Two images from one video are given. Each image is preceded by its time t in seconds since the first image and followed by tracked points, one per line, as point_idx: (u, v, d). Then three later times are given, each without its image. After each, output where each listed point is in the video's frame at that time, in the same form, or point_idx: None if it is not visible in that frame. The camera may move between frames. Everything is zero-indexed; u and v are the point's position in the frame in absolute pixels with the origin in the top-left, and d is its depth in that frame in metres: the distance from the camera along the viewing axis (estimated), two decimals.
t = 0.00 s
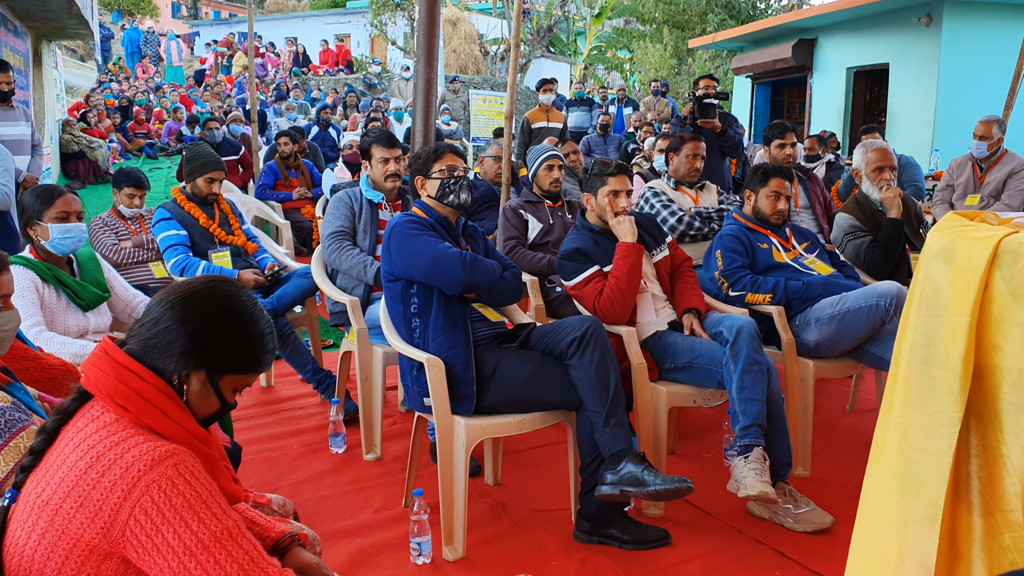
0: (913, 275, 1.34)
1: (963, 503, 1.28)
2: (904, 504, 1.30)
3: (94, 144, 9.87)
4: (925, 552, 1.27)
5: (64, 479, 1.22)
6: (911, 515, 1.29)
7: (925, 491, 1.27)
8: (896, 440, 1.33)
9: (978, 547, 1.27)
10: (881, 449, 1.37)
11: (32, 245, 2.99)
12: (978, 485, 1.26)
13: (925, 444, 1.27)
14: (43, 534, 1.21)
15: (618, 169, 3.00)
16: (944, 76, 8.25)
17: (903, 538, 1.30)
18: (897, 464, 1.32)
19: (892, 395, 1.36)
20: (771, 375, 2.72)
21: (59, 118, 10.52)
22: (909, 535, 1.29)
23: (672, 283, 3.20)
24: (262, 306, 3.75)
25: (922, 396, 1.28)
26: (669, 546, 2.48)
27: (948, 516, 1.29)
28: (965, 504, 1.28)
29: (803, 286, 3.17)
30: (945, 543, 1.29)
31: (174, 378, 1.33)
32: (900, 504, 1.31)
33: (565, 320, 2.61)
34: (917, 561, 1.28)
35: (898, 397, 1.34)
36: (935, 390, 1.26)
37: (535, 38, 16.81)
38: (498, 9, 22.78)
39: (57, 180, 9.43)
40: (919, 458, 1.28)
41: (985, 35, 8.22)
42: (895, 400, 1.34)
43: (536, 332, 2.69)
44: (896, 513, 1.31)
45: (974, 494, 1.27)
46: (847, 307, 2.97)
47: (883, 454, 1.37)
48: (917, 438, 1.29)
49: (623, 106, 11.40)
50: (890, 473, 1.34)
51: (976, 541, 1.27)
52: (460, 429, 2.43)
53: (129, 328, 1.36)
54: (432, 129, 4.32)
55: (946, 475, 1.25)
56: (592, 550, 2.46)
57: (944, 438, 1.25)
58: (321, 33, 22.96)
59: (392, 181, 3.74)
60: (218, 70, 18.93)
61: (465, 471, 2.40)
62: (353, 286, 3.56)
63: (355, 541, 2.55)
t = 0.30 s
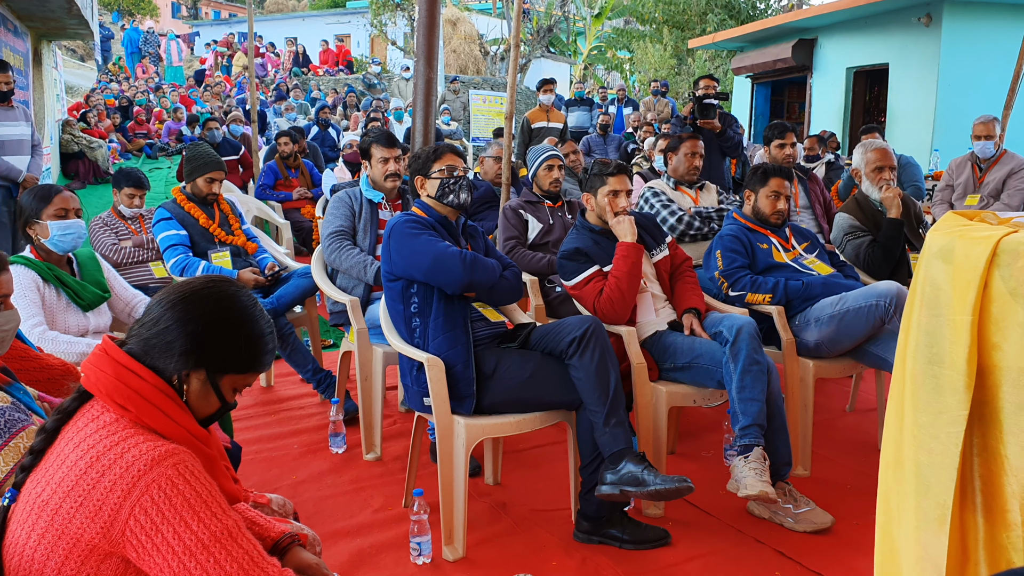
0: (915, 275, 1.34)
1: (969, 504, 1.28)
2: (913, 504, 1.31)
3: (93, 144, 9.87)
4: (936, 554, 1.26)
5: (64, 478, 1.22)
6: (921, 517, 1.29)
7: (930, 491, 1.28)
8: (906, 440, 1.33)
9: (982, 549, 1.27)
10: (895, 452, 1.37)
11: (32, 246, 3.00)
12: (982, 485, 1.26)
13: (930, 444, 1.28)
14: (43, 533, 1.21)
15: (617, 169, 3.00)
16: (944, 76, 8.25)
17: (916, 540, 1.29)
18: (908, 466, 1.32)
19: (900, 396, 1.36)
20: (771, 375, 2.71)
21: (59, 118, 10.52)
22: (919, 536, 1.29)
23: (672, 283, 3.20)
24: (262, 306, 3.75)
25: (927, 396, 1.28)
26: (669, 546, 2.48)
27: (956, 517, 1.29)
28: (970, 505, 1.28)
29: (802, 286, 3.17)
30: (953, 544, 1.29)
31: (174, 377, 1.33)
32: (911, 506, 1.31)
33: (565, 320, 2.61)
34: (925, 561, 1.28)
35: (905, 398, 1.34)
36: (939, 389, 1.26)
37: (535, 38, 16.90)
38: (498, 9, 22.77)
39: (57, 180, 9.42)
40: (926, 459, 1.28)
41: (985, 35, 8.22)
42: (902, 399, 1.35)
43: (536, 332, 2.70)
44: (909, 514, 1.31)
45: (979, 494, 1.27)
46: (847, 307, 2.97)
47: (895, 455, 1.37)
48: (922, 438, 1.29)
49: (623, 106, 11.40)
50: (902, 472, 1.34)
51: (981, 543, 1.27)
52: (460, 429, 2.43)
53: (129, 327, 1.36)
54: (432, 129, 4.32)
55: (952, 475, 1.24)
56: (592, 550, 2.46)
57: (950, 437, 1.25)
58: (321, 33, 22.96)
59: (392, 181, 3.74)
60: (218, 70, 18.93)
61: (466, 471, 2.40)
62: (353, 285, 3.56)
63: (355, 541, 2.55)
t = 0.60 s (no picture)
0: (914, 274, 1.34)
1: (956, 504, 1.29)
2: (900, 504, 1.32)
3: (93, 144, 9.87)
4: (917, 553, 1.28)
5: (64, 478, 1.22)
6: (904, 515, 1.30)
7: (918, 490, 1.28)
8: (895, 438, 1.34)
9: (970, 549, 1.27)
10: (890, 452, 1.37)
11: (32, 245, 2.99)
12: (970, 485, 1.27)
13: (920, 442, 1.28)
14: (43, 533, 1.21)
15: (617, 169, 3.00)
16: (943, 75, 8.25)
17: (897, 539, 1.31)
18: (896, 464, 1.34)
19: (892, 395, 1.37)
20: (771, 375, 2.72)
21: (58, 118, 10.51)
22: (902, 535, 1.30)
23: (672, 282, 3.20)
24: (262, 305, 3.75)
25: (919, 395, 1.29)
26: (668, 545, 2.48)
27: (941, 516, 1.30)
28: (958, 505, 1.28)
29: (802, 285, 3.17)
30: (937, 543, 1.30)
31: (174, 377, 1.33)
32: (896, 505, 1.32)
33: (565, 319, 2.62)
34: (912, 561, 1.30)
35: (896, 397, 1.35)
36: (931, 388, 1.27)
37: (534, 38, 16.98)
38: (497, 9, 22.77)
39: (56, 180, 9.42)
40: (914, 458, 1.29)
41: (984, 34, 8.22)
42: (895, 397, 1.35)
43: (536, 331, 2.70)
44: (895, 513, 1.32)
45: (967, 495, 1.27)
46: (846, 307, 2.97)
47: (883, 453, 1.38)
48: (912, 436, 1.30)
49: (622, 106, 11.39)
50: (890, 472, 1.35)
51: (968, 544, 1.27)
52: (460, 428, 2.43)
53: (129, 327, 1.36)
54: (432, 128, 4.32)
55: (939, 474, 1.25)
56: (592, 549, 2.46)
57: (938, 437, 1.25)
58: (321, 32, 22.96)
59: (391, 180, 3.74)
60: (218, 69, 18.92)
61: (465, 470, 2.40)
62: (353, 285, 3.56)
63: (355, 540, 2.55)
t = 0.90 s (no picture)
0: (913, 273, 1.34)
1: (957, 502, 1.29)
2: (898, 502, 1.31)
3: (93, 143, 9.86)
4: (919, 551, 1.28)
5: (64, 478, 1.22)
6: (906, 514, 1.30)
7: (919, 490, 1.28)
8: (893, 438, 1.34)
9: (972, 547, 1.27)
10: (885, 450, 1.37)
11: (31, 245, 3.00)
12: (972, 483, 1.27)
13: (920, 441, 1.28)
14: (43, 533, 1.21)
15: (616, 169, 3.00)
16: (943, 75, 8.25)
17: (898, 538, 1.31)
18: (894, 464, 1.33)
19: (890, 395, 1.36)
20: (770, 375, 2.72)
21: (57, 118, 10.50)
22: (903, 534, 1.30)
23: (672, 282, 3.20)
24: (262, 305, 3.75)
25: (919, 394, 1.28)
26: (668, 544, 2.49)
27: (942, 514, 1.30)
28: (959, 503, 1.28)
29: (802, 285, 3.17)
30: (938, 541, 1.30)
31: (173, 376, 1.33)
32: (896, 504, 1.31)
33: (565, 319, 2.62)
34: (911, 559, 1.29)
35: (895, 397, 1.34)
36: (932, 388, 1.26)
37: (534, 37, 17.04)
38: (497, 8, 22.77)
39: (56, 179, 9.42)
40: (915, 457, 1.29)
41: (984, 34, 8.23)
42: (894, 396, 1.34)
43: (535, 331, 2.70)
44: (894, 511, 1.32)
45: (969, 493, 1.27)
46: (846, 306, 2.97)
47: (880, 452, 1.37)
48: (912, 435, 1.29)
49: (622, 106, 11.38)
50: (888, 471, 1.34)
51: (970, 541, 1.28)
52: (460, 428, 2.43)
53: (128, 326, 1.36)
54: (432, 128, 4.32)
55: (941, 474, 1.25)
56: (592, 549, 2.47)
57: (940, 436, 1.25)
58: (320, 32, 22.94)
59: (391, 180, 3.74)
60: (217, 69, 18.92)
61: (465, 470, 2.41)
62: (353, 285, 3.56)
63: (355, 540, 2.55)
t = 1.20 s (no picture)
0: (914, 274, 1.34)
1: (968, 500, 1.28)
2: (909, 503, 1.31)
3: (93, 144, 9.86)
4: (932, 550, 1.27)
5: (64, 478, 1.22)
6: (917, 514, 1.29)
7: (929, 489, 1.27)
8: (901, 438, 1.33)
9: (984, 545, 1.27)
10: (891, 450, 1.36)
11: (31, 245, 3.00)
12: (981, 481, 1.27)
13: (929, 442, 1.28)
14: (43, 533, 1.21)
15: (616, 169, 3.00)
16: (943, 75, 8.25)
17: (910, 537, 1.30)
18: (900, 464, 1.33)
19: (895, 395, 1.36)
20: (771, 375, 2.72)
21: (57, 118, 10.50)
22: (915, 532, 1.29)
23: (672, 283, 3.20)
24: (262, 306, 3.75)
25: (925, 393, 1.28)
26: (668, 545, 2.48)
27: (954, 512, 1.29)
28: (970, 501, 1.28)
29: (802, 286, 3.17)
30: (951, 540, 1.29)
31: (173, 376, 1.33)
32: (907, 503, 1.31)
33: (565, 319, 2.62)
34: (923, 559, 1.28)
35: (901, 397, 1.34)
36: (938, 388, 1.26)
37: (534, 38, 17.04)
38: (497, 8, 22.77)
39: (56, 180, 9.42)
40: (924, 457, 1.28)
41: (984, 34, 8.23)
42: (900, 396, 1.34)
43: (536, 331, 2.70)
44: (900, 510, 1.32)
45: (979, 490, 1.27)
46: (847, 307, 2.97)
47: (887, 451, 1.37)
48: (920, 435, 1.29)
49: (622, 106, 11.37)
50: (897, 471, 1.33)
51: (983, 538, 1.27)
52: (460, 428, 2.43)
53: (129, 326, 1.36)
54: (432, 129, 4.33)
55: (951, 473, 1.24)
56: (591, 549, 2.47)
57: (949, 435, 1.25)
58: (321, 32, 22.94)
59: (391, 181, 3.75)
60: (218, 70, 18.92)
61: (465, 471, 2.40)
62: (353, 285, 3.56)
63: (355, 541, 2.55)
